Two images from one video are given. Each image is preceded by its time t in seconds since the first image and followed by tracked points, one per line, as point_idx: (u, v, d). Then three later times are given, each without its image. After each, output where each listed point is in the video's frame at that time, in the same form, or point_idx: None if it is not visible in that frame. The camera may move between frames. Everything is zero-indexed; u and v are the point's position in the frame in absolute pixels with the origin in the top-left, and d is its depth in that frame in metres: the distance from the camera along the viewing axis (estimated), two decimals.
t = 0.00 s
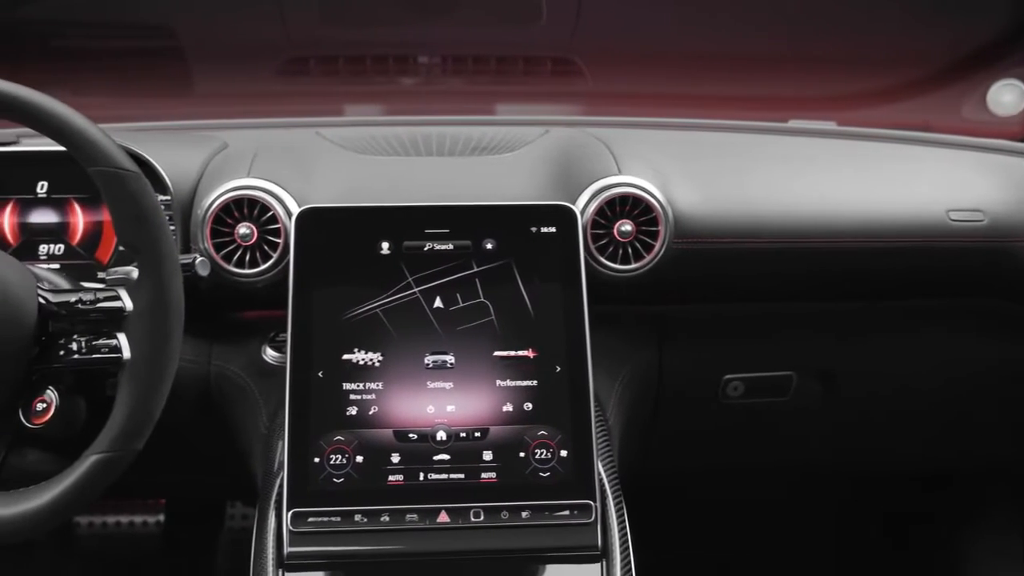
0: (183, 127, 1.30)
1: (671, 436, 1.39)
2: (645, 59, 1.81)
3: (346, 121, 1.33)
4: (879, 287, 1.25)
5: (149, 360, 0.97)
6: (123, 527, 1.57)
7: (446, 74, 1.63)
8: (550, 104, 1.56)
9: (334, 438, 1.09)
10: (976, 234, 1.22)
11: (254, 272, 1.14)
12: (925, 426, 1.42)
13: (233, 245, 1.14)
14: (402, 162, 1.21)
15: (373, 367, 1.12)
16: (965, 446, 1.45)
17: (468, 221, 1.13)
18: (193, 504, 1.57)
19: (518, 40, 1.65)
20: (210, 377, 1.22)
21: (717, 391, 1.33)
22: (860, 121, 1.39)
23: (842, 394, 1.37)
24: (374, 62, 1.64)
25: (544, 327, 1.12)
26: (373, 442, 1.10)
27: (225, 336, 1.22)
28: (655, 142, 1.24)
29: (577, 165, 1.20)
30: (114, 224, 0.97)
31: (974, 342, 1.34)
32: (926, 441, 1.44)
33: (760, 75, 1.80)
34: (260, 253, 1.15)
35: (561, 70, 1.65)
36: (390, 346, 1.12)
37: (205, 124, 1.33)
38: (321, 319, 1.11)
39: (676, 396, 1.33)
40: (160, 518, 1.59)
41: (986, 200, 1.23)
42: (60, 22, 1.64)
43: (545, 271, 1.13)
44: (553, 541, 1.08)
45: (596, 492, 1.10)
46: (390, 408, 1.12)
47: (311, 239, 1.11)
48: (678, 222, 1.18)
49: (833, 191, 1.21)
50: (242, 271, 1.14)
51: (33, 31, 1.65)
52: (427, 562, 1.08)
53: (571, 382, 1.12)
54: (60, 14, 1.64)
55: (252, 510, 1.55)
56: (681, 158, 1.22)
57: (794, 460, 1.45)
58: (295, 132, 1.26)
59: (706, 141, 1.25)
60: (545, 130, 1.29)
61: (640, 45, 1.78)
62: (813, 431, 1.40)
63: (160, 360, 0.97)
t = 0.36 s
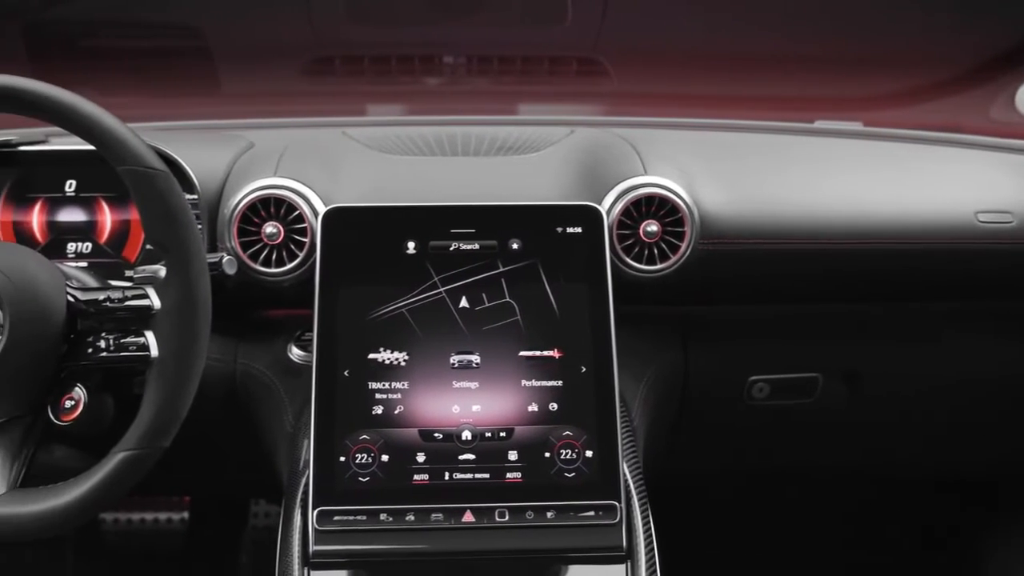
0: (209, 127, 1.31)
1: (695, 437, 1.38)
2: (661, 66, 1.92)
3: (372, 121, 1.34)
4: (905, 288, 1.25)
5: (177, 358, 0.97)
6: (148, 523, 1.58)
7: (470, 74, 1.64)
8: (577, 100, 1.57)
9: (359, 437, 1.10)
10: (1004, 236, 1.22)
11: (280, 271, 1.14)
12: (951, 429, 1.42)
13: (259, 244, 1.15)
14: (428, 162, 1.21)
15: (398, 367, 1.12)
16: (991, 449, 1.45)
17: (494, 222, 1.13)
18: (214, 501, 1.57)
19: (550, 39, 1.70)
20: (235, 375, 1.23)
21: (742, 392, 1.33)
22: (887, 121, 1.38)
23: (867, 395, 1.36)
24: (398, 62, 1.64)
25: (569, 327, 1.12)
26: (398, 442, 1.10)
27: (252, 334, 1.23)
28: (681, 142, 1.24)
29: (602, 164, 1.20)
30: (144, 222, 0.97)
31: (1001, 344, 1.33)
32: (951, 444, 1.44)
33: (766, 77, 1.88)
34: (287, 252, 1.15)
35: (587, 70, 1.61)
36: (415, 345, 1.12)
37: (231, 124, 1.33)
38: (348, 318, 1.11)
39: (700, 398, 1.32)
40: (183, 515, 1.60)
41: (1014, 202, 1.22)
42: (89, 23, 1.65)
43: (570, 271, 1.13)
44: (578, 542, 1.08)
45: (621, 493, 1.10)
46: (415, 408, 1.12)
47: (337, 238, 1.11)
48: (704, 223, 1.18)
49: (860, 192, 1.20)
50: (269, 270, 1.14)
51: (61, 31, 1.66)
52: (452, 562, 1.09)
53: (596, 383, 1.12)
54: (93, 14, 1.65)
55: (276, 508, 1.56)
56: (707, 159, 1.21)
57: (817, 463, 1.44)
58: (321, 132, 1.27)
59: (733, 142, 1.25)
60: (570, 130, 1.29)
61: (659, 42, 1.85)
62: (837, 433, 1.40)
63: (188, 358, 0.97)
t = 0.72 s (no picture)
0: (236, 126, 1.31)
1: (717, 438, 1.38)
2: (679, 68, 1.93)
3: (397, 120, 1.34)
4: (930, 290, 1.24)
5: (204, 357, 0.98)
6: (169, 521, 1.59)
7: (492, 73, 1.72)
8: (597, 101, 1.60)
9: (384, 437, 1.10)
10: None
11: (306, 270, 1.15)
12: (976, 432, 1.41)
13: (285, 243, 1.15)
14: (453, 162, 1.21)
15: (423, 366, 1.12)
16: (1016, 453, 1.44)
17: (520, 222, 1.13)
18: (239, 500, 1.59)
19: (572, 38, 1.72)
20: (260, 373, 1.23)
21: (767, 393, 1.32)
22: (914, 122, 1.37)
23: (892, 397, 1.35)
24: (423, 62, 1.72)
25: (594, 327, 1.12)
26: (423, 441, 1.11)
27: (277, 333, 1.23)
28: (707, 142, 1.24)
29: (628, 165, 1.20)
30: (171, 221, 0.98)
31: None
32: (976, 448, 1.43)
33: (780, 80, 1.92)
34: (312, 252, 1.15)
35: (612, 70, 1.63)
36: (440, 345, 1.12)
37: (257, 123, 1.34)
38: (373, 317, 1.11)
39: (724, 399, 1.32)
40: (207, 513, 1.60)
41: None
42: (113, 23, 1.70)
43: (596, 271, 1.13)
44: (602, 542, 1.08)
45: (646, 494, 1.10)
46: (440, 407, 1.12)
47: (363, 238, 1.11)
48: (729, 224, 1.17)
49: (887, 193, 1.20)
50: (295, 269, 1.15)
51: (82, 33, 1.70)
52: (477, 562, 1.09)
53: (621, 383, 1.12)
54: (115, 14, 1.70)
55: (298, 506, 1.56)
56: (733, 160, 1.21)
57: (840, 466, 1.43)
58: (346, 131, 1.27)
59: (759, 142, 1.24)
60: (595, 130, 1.29)
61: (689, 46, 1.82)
62: (860, 436, 1.39)
63: (215, 357, 0.97)
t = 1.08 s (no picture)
0: (261, 125, 1.32)
1: (740, 440, 1.37)
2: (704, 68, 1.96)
3: (422, 120, 1.34)
4: (955, 291, 1.24)
5: (230, 355, 0.98)
6: (194, 518, 1.61)
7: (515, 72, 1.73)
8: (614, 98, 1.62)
9: (408, 436, 1.10)
10: None
11: (331, 269, 1.15)
12: (1001, 436, 1.40)
13: (310, 242, 1.15)
14: (478, 161, 1.21)
15: (448, 366, 1.12)
16: None
17: (544, 222, 1.13)
18: (262, 498, 1.61)
19: (590, 36, 1.71)
20: (285, 372, 1.24)
21: (791, 395, 1.32)
22: (940, 123, 1.37)
23: (917, 399, 1.34)
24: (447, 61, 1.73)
25: (618, 328, 1.12)
26: (447, 441, 1.11)
27: (301, 331, 1.24)
28: (733, 142, 1.23)
29: (652, 166, 1.20)
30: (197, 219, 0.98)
31: None
32: (1000, 452, 1.42)
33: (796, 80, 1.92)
34: (337, 252, 1.16)
35: (636, 70, 1.66)
36: (464, 345, 1.12)
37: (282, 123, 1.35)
38: (398, 317, 1.12)
39: (747, 401, 1.31)
40: (230, 510, 1.62)
41: None
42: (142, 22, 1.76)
43: (621, 271, 1.13)
44: (626, 543, 1.08)
45: (670, 495, 1.09)
46: (464, 407, 1.12)
47: (388, 237, 1.12)
48: (754, 224, 1.17)
49: (913, 194, 1.19)
50: (320, 267, 1.15)
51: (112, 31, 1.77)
52: (501, 562, 1.09)
53: (645, 384, 1.12)
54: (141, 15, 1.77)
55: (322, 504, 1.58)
56: (759, 160, 1.21)
57: (863, 468, 1.42)
58: (371, 131, 1.28)
59: (785, 142, 1.24)
60: (619, 130, 1.29)
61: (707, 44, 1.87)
62: (884, 439, 1.38)
63: (240, 355, 0.98)
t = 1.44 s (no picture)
0: (287, 125, 1.33)
1: (763, 442, 1.37)
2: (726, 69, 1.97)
3: (446, 120, 1.35)
4: (982, 293, 1.23)
5: (256, 353, 0.98)
6: (218, 516, 1.63)
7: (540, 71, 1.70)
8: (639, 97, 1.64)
9: (432, 435, 1.10)
10: None
11: (356, 269, 1.15)
12: None
13: (336, 242, 1.16)
14: (503, 161, 1.22)
15: (473, 366, 1.12)
16: None
17: (570, 222, 1.13)
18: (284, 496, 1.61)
19: (612, 36, 1.72)
20: (309, 371, 1.24)
21: (816, 397, 1.31)
22: (968, 123, 1.36)
23: (943, 402, 1.34)
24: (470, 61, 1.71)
25: (643, 328, 1.12)
26: (472, 441, 1.11)
27: (326, 330, 1.24)
28: (758, 143, 1.23)
29: (678, 166, 1.20)
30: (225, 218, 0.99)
31: None
32: None
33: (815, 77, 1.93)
34: (362, 251, 1.16)
35: (661, 70, 1.67)
36: (489, 345, 1.13)
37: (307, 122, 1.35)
38: (423, 316, 1.12)
39: (771, 402, 1.31)
40: (253, 508, 1.64)
41: None
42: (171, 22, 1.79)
43: (646, 272, 1.13)
44: (650, 544, 1.08)
45: (694, 496, 1.09)
46: (489, 407, 1.12)
47: (413, 237, 1.12)
48: (780, 225, 1.17)
49: (939, 196, 1.19)
50: (345, 267, 1.15)
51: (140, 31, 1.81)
52: (525, 562, 1.09)
53: (670, 385, 1.11)
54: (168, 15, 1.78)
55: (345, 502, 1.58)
56: (784, 161, 1.20)
57: (888, 471, 1.42)
58: (396, 130, 1.28)
59: (811, 143, 1.23)
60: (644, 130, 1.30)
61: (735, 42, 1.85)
62: (909, 442, 1.38)
63: (266, 353, 0.98)
